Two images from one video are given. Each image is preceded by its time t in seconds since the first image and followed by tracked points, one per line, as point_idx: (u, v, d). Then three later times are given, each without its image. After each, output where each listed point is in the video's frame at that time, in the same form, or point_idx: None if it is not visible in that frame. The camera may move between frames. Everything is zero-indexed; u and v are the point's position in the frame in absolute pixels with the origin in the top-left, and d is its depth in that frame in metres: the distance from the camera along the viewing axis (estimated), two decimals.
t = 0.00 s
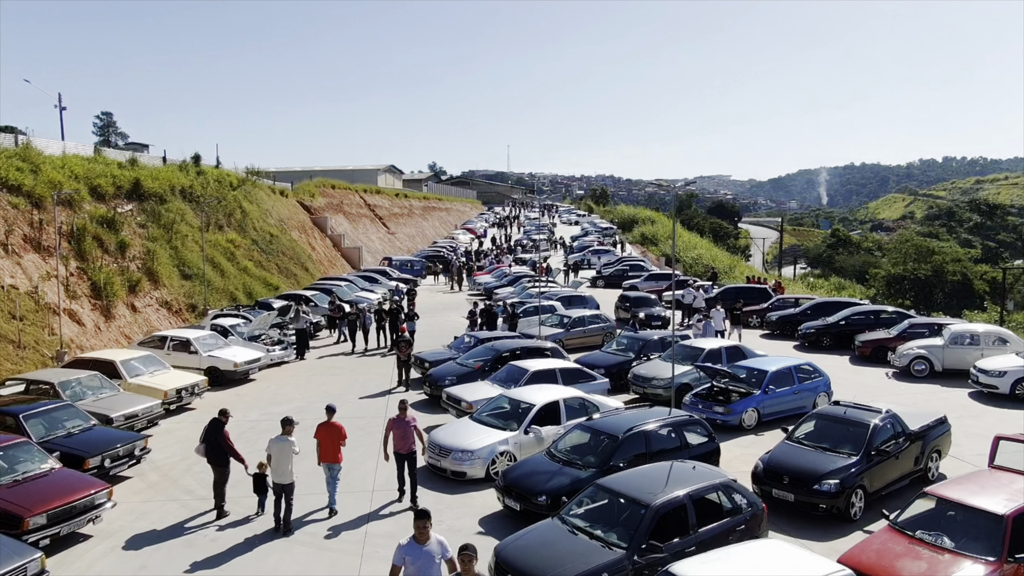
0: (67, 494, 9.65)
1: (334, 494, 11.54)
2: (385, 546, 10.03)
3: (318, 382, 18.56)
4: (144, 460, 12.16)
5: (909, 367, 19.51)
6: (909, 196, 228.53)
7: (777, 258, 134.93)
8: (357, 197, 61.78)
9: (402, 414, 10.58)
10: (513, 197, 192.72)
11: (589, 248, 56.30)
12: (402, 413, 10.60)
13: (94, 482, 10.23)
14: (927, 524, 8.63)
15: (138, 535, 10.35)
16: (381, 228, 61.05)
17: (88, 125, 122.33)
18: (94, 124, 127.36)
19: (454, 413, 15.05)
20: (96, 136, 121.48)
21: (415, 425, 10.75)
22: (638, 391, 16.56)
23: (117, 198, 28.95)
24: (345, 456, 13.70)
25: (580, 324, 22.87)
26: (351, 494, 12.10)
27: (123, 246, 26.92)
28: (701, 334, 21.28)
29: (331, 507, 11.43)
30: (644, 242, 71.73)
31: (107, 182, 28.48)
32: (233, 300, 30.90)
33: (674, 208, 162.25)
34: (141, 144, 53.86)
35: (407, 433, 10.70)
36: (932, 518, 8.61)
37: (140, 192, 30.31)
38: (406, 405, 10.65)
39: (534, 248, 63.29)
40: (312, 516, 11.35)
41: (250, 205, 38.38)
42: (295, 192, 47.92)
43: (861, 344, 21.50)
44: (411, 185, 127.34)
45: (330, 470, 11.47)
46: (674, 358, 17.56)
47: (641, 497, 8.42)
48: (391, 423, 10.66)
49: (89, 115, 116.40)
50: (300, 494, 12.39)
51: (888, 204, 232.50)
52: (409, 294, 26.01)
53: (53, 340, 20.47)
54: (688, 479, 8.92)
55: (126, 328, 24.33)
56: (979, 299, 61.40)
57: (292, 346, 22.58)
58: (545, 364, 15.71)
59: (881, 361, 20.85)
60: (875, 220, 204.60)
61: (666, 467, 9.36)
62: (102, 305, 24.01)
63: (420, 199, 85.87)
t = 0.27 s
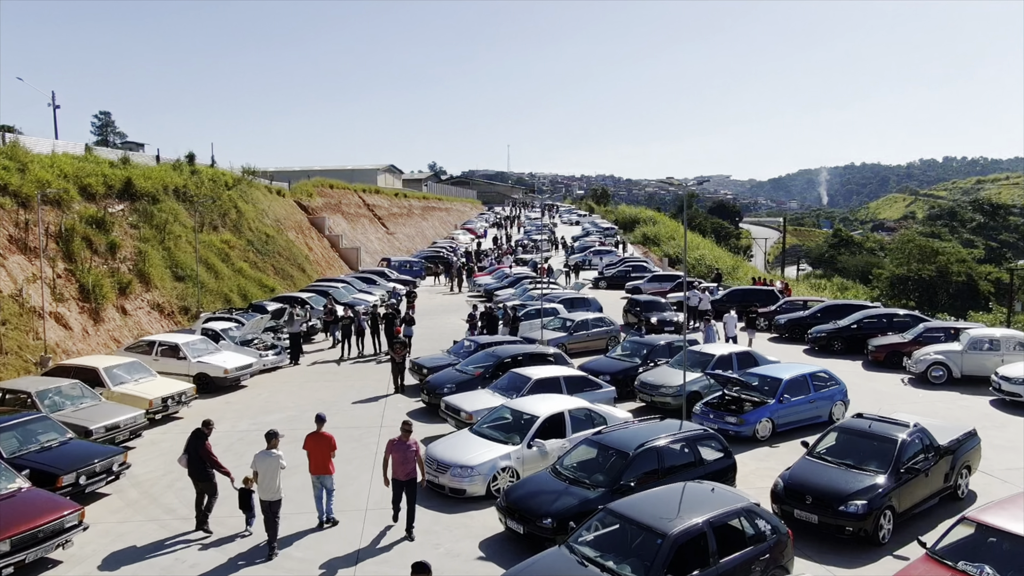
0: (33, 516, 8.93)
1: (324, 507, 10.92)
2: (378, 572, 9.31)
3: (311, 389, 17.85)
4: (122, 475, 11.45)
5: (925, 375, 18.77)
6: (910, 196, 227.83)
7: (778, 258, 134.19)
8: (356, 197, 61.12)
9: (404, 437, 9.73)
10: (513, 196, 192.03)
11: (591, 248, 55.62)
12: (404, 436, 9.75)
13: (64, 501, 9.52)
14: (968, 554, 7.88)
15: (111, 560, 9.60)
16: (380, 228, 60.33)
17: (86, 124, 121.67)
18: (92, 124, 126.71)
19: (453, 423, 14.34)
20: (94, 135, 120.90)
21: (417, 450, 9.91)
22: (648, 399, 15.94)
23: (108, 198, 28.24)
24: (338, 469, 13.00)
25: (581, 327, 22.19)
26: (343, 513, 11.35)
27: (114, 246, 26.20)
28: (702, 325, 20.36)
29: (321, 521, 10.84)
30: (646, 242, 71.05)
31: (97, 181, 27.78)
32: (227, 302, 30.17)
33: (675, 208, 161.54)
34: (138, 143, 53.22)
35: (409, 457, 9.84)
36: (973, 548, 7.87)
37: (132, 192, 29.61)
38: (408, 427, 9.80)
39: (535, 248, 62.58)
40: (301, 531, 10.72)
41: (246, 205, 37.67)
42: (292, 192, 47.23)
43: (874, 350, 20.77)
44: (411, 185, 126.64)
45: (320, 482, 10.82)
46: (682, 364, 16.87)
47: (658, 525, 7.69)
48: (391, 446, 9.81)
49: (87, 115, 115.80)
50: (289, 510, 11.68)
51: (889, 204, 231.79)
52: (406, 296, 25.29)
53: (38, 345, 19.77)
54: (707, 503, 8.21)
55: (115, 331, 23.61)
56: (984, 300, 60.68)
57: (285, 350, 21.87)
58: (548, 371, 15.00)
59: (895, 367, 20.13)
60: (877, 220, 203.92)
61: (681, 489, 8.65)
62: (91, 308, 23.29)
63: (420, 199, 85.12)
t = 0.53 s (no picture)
0: None
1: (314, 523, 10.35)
2: None
3: (304, 396, 17.20)
4: (101, 492, 10.80)
5: (942, 381, 18.08)
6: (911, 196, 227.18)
7: (780, 258, 133.51)
8: (355, 196, 60.46)
9: (402, 460, 8.99)
10: (514, 196, 191.37)
11: (592, 248, 54.98)
12: (401, 458, 9.02)
13: (35, 522, 8.88)
14: None
15: None
16: (378, 228, 59.65)
17: (83, 123, 120.99)
18: (90, 122, 126.01)
19: (452, 433, 13.68)
20: (92, 134, 120.23)
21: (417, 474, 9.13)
22: (655, 407, 15.28)
23: (99, 198, 27.58)
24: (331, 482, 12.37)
25: (584, 331, 21.54)
26: (335, 531, 10.72)
27: (105, 247, 25.55)
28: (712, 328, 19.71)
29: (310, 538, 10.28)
30: (648, 242, 70.39)
31: (89, 181, 27.14)
32: (222, 304, 29.51)
33: (676, 208, 160.85)
34: (134, 143, 52.56)
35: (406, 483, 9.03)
36: None
37: (125, 191, 28.96)
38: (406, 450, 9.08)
39: (536, 248, 61.90)
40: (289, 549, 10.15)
41: (242, 205, 37.01)
42: (289, 192, 46.57)
43: (887, 355, 20.08)
44: (411, 184, 125.89)
45: (310, 497, 10.26)
46: (690, 370, 16.22)
47: (674, 554, 7.06)
48: (388, 470, 9.05)
49: (85, 114, 115.24)
50: (279, 526, 11.05)
51: (891, 204, 231.09)
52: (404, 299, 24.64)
53: (23, 350, 19.11)
54: (725, 527, 7.58)
55: (105, 334, 22.96)
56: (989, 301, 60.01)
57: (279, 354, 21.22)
58: (551, 379, 14.34)
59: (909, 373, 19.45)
60: (878, 220, 203.29)
61: (695, 512, 8.02)
62: (80, 311, 22.63)
63: (419, 199, 84.47)
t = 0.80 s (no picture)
0: None
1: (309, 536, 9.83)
2: None
3: (298, 403, 16.57)
4: (77, 509, 10.15)
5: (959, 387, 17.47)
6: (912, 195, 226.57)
7: (781, 258, 132.89)
8: (354, 196, 59.85)
9: (394, 490, 8.11)
10: (514, 196, 190.80)
11: (593, 249, 54.37)
12: (392, 488, 8.15)
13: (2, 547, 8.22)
14: None
15: None
16: (377, 228, 59.03)
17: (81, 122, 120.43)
18: (88, 121, 125.37)
19: (451, 444, 13.05)
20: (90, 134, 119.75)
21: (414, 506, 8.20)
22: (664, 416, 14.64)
23: (91, 197, 26.94)
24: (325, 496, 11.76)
25: (588, 333, 20.92)
26: (328, 550, 10.09)
27: (96, 248, 24.90)
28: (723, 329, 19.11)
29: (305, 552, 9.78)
30: (649, 243, 69.78)
31: (80, 180, 26.50)
32: (216, 306, 28.84)
33: (677, 208, 160.21)
34: (130, 142, 51.96)
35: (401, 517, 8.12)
36: None
37: (117, 191, 28.32)
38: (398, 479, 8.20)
39: (536, 249, 61.29)
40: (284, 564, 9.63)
41: (238, 205, 36.38)
42: (286, 191, 45.95)
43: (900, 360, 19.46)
44: (411, 183, 125.25)
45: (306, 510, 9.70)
46: (699, 376, 15.60)
47: None
48: (380, 502, 8.15)
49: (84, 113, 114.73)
50: (270, 544, 10.43)
51: (892, 204, 230.45)
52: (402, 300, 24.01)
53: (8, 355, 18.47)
54: (747, 555, 6.95)
55: (95, 338, 22.31)
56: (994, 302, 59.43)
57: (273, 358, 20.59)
58: (555, 386, 13.70)
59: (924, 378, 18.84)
60: (879, 220, 202.70)
61: (714, 537, 7.40)
62: (69, 313, 21.99)
63: (419, 199, 83.90)
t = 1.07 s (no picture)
0: None
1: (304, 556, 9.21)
2: None
3: (292, 411, 15.94)
4: (53, 529, 9.52)
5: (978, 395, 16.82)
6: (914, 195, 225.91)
7: (782, 258, 132.28)
8: (353, 196, 59.21)
9: (392, 527, 7.38)
10: (514, 196, 190.17)
11: (595, 249, 53.72)
12: (391, 524, 7.39)
13: None
14: None
15: None
16: (376, 228, 58.38)
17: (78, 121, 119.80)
18: (86, 121, 124.73)
19: (451, 455, 12.42)
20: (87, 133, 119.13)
21: (413, 542, 7.52)
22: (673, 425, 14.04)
23: (82, 197, 26.29)
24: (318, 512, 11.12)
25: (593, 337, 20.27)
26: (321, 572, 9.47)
27: (86, 248, 24.27)
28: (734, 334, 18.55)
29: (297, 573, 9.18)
30: (650, 243, 69.16)
31: (71, 179, 25.86)
32: (211, 308, 28.19)
33: (677, 207, 159.55)
34: (126, 141, 51.31)
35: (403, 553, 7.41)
36: None
37: (109, 190, 27.67)
38: (397, 513, 7.45)
39: (536, 249, 60.65)
40: None
41: (234, 204, 35.75)
42: (284, 191, 45.30)
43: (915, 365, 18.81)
44: (411, 183, 124.69)
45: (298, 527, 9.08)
46: (709, 382, 14.96)
47: None
48: (375, 538, 7.45)
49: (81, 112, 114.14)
50: (259, 563, 9.80)
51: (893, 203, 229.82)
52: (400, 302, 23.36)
53: None
54: None
55: (85, 342, 21.67)
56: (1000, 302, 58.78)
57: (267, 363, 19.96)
58: (560, 394, 13.07)
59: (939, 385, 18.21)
60: (880, 220, 202.07)
61: (736, 567, 6.80)
62: (58, 317, 21.34)
63: (419, 198, 83.27)
